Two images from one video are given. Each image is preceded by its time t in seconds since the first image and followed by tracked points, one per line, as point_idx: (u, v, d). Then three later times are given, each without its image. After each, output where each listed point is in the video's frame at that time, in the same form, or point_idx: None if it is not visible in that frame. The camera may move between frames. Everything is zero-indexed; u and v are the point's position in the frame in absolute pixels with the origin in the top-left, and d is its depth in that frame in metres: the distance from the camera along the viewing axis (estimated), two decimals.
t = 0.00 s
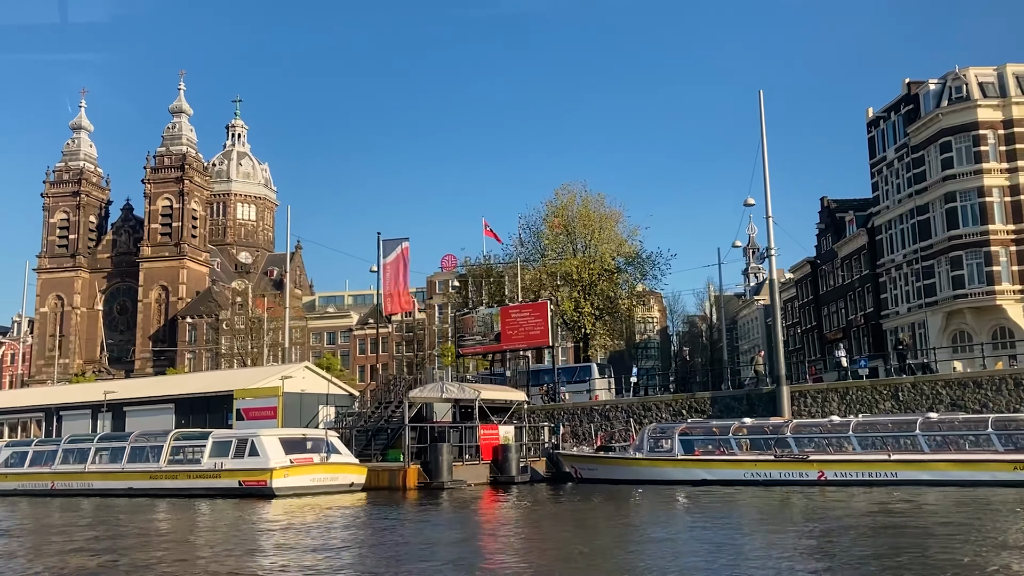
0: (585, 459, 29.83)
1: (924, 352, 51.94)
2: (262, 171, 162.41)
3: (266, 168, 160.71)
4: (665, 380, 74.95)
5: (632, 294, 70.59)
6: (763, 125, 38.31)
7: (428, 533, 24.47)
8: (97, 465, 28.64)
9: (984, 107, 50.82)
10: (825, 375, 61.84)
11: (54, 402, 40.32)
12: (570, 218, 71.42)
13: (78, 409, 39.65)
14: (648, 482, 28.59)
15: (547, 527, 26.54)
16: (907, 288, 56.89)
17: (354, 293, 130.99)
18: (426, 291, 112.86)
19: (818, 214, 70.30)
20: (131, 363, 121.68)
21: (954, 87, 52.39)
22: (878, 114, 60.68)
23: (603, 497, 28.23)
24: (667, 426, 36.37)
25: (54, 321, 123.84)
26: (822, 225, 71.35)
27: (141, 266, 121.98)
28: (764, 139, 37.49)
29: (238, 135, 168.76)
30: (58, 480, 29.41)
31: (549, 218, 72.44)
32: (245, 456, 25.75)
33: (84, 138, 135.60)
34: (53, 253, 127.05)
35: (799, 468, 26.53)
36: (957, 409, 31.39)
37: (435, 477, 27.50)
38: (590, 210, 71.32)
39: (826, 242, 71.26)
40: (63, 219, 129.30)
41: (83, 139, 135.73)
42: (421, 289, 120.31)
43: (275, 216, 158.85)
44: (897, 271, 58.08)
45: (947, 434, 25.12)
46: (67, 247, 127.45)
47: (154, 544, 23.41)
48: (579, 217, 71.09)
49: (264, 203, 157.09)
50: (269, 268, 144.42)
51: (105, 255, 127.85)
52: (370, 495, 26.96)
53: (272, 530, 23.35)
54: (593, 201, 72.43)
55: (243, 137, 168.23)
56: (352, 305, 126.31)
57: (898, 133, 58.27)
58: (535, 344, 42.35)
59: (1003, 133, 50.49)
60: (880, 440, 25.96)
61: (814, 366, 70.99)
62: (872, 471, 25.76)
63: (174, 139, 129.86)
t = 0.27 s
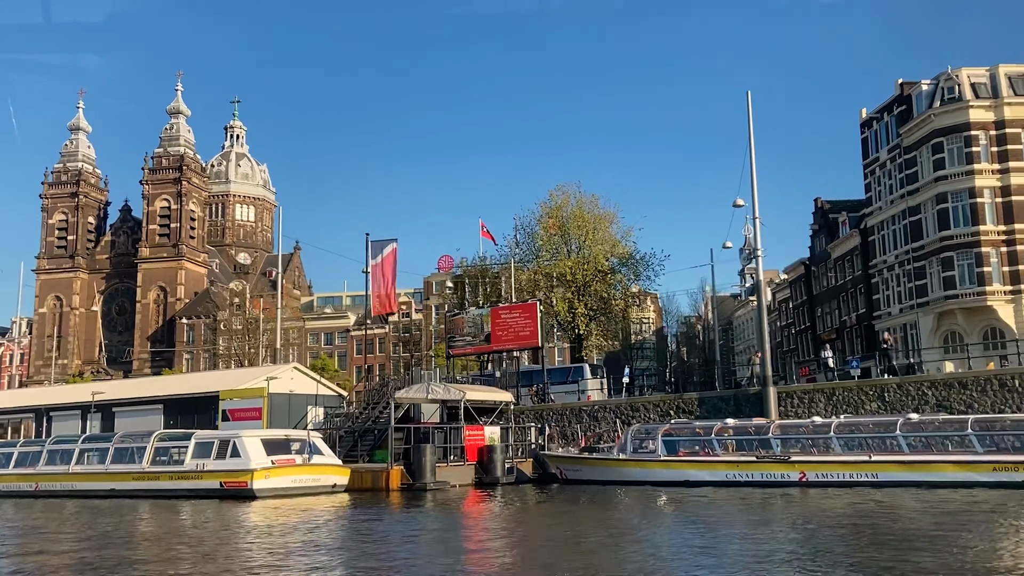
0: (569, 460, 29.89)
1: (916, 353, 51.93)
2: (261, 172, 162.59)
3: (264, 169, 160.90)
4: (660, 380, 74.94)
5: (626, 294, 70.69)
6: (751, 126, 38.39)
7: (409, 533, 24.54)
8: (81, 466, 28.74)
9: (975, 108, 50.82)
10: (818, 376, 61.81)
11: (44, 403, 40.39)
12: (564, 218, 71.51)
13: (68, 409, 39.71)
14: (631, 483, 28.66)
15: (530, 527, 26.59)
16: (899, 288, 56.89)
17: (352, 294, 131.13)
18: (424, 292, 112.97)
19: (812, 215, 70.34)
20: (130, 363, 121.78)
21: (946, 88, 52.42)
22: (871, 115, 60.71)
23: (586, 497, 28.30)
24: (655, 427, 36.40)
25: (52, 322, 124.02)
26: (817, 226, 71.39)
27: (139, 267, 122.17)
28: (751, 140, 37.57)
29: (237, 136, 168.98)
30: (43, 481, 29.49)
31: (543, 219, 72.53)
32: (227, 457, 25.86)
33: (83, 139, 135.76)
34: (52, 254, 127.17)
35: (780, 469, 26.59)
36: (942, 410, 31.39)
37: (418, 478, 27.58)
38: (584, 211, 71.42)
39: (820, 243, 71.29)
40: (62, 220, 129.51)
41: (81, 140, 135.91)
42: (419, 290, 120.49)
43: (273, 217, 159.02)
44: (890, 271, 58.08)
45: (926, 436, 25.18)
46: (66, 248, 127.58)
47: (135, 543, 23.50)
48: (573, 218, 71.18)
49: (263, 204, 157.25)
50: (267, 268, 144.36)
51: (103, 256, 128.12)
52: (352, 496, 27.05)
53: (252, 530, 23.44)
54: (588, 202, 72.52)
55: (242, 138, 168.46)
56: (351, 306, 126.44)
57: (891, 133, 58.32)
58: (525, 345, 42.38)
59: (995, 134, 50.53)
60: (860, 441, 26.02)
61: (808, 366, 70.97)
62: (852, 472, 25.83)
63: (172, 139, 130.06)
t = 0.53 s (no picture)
0: (554, 461, 29.78)
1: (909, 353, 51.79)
2: (259, 173, 162.56)
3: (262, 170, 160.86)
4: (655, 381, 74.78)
5: (620, 295, 70.58)
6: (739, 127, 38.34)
7: (389, 533, 24.45)
8: (64, 467, 28.69)
9: (967, 108, 50.71)
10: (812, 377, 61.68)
11: (33, 404, 40.29)
12: (558, 219, 71.43)
13: (56, 411, 39.62)
14: (615, 484, 28.55)
15: (513, 528, 26.50)
16: (893, 289, 56.76)
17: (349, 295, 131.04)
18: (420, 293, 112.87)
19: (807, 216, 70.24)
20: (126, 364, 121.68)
21: (938, 88, 52.34)
22: (864, 116, 60.64)
23: (570, 498, 28.21)
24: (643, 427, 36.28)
25: (49, 323, 123.98)
26: (811, 226, 71.25)
27: (136, 268, 122.19)
28: (739, 141, 37.50)
29: (235, 137, 168.97)
30: (26, 483, 29.44)
31: (537, 220, 72.48)
32: (208, 459, 25.83)
33: (80, 140, 135.74)
34: (49, 256, 127.13)
35: (762, 470, 26.50)
36: (929, 411, 31.28)
37: (401, 480, 27.49)
38: (578, 211, 71.36)
39: (814, 243, 71.20)
40: (59, 221, 129.51)
41: (78, 141, 135.88)
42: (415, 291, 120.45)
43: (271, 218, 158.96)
44: (884, 272, 57.96)
45: (908, 437, 25.09)
46: (63, 249, 127.51)
47: (114, 543, 23.44)
48: (568, 218, 71.10)
49: (261, 205, 157.26)
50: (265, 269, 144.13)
51: (100, 257, 128.16)
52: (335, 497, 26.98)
53: (231, 530, 23.38)
54: (582, 203, 72.46)
55: (240, 139, 168.45)
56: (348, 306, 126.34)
57: (884, 134, 58.25)
58: (514, 346, 42.26)
59: (986, 134, 50.43)
60: (843, 442, 25.92)
61: (803, 367, 70.78)
62: (834, 473, 25.73)
63: (169, 140, 130.05)
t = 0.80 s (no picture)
0: (538, 461, 29.74)
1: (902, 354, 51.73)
2: (257, 173, 162.58)
3: (260, 170, 160.90)
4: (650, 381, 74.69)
5: (615, 295, 70.56)
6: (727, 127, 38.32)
7: (370, 532, 24.47)
8: (47, 467, 28.71)
9: (959, 108, 50.65)
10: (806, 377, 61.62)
11: (21, 404, 40.29)
12: (553, 219, 71.45)
13: (44, 411, 39.61)
14: (598, 484, 28.52)
15: (495, 528, 26.47)
16: (886, 289, 56.69)
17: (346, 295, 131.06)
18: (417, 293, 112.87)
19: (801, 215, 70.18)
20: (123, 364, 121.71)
21: (930, 88, 52.28)
22: (857, 115, 60.61)
23: (553, 498, 28.21)
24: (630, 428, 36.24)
25: (46, 323, 124.04)
26: (806, 226, 71.20)
27: (133, 268, 122.27)
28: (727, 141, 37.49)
29: (233, 138, 169.03)
30: (10, 483, 29.45)
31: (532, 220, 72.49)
32: (189, 459, 25.87)
33: (77, 140, 135.81)
34: (46, 256, 127.22)
35: (743, 471, 26.49)
36: (916, 411, 31.24)
37: (384, 480, 27.46)
38: (573, 212, 71.38)
39: (809, 243, 71.15)
40: (56, 221, 129.56)
41: (76, 141, 135.95)
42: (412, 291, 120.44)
43: (269, 218, 158.99)
44: (877, 272, 57.90)
45: (891, 437, 25.03)
46: (60, 249, 127.53)
47: (94, 543, 23.46)
48: (562, 218, 71.12)
49: (259, 204, 157.24)
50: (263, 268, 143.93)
51: (98, 257, 128.22)
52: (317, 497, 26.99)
53: (211, 530, 23.38)
54: (576, 203, 72.48)
55: (238, 139, 168.51)
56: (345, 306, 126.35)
57: (876, 134, 58.23)
58: (503, 346, 42.22)
59: (978, 134, 50.36)
60: (823, 443, 25.90)
61: (797, 366, 70.68)
62: (816, 473, 25.72)
63: (167, 140, 130.11)
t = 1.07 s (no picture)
0: (522, 462, 29.64)
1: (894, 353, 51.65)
2: (255, 173, 162.53)
3: (258, 170, 160.88)
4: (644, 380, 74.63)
5: (608, 294, 70.52)
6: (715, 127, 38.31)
7: (350, 531, 24.41)
8: (30, 467, 28.69)
9: (950, 108, 50.54)
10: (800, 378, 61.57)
11: (10, 404, 40.24)
12: (547, 219, 71.34)
13: (32, 411, 39.56)
14: (582, 485, 28.45)
15: (477, 528, 26.40)
16: (879, 289, 56.59)
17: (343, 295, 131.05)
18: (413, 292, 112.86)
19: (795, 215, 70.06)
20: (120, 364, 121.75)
21: (922, 88, 52.17)
22: (850, 115, 60.53)
23: (536, 498, 28.16)
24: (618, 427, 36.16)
25: (43, 323, 124.08)
26: (800, 226, 71.10)
27: (130, 268, 122.27)
28: (716, 140, 37.43)
29: (232, 137, 169.00)
30: None
31: (527, 219, 72.41)
32: (170, 459, 25.85)
33: (75, 140, 135.83)
34: (43, 256, 127.24)
35: (724, 471, 26.44)
36: (902, 411, 31.15)
37: (366, 480, 27.37)
38: (567, 211, 71.30)
39: (803, 242, 71.08)
40: (53, 221, 129.56)
41: (73, 141, 135.97)
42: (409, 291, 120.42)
43: (267, 218, 158.97)
44: (870, 272, 57.81)
45: (874, 437, 24.92)
46: (57, 249, 127.56)
47: (73, 542, 23.43)
48: (556, 218, 71.02)
49: (256, 204, 157.22)
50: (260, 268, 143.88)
51: (94, 257, 128.25)
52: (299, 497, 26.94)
53: (191, 529, 23.36)
54: (571, 202, 72.38)
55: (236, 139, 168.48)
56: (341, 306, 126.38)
57: (868, 133, 58.15)
58: (493, 346, 42.16)
59: (969, 134, 50.26)
60: (805, 443, 25.84)
61: (791, 365, 70.58)
62: (797, 473, 25.63)
63: (164, 140, 130.10)
